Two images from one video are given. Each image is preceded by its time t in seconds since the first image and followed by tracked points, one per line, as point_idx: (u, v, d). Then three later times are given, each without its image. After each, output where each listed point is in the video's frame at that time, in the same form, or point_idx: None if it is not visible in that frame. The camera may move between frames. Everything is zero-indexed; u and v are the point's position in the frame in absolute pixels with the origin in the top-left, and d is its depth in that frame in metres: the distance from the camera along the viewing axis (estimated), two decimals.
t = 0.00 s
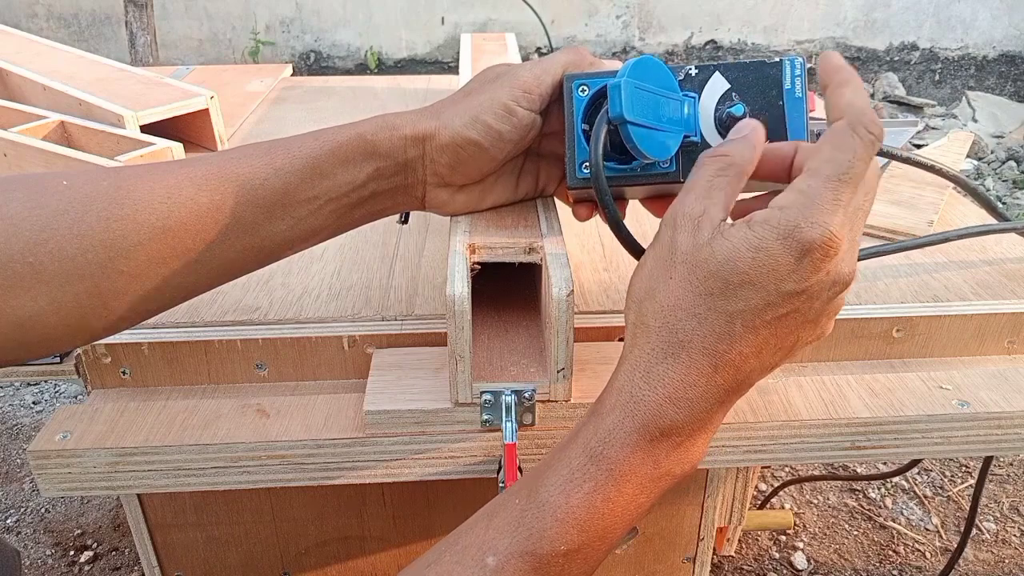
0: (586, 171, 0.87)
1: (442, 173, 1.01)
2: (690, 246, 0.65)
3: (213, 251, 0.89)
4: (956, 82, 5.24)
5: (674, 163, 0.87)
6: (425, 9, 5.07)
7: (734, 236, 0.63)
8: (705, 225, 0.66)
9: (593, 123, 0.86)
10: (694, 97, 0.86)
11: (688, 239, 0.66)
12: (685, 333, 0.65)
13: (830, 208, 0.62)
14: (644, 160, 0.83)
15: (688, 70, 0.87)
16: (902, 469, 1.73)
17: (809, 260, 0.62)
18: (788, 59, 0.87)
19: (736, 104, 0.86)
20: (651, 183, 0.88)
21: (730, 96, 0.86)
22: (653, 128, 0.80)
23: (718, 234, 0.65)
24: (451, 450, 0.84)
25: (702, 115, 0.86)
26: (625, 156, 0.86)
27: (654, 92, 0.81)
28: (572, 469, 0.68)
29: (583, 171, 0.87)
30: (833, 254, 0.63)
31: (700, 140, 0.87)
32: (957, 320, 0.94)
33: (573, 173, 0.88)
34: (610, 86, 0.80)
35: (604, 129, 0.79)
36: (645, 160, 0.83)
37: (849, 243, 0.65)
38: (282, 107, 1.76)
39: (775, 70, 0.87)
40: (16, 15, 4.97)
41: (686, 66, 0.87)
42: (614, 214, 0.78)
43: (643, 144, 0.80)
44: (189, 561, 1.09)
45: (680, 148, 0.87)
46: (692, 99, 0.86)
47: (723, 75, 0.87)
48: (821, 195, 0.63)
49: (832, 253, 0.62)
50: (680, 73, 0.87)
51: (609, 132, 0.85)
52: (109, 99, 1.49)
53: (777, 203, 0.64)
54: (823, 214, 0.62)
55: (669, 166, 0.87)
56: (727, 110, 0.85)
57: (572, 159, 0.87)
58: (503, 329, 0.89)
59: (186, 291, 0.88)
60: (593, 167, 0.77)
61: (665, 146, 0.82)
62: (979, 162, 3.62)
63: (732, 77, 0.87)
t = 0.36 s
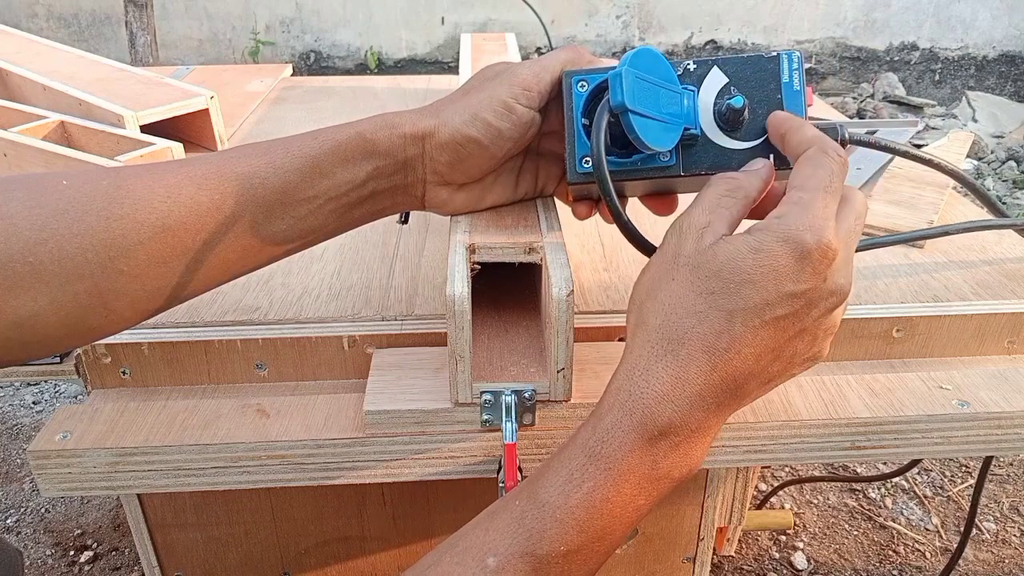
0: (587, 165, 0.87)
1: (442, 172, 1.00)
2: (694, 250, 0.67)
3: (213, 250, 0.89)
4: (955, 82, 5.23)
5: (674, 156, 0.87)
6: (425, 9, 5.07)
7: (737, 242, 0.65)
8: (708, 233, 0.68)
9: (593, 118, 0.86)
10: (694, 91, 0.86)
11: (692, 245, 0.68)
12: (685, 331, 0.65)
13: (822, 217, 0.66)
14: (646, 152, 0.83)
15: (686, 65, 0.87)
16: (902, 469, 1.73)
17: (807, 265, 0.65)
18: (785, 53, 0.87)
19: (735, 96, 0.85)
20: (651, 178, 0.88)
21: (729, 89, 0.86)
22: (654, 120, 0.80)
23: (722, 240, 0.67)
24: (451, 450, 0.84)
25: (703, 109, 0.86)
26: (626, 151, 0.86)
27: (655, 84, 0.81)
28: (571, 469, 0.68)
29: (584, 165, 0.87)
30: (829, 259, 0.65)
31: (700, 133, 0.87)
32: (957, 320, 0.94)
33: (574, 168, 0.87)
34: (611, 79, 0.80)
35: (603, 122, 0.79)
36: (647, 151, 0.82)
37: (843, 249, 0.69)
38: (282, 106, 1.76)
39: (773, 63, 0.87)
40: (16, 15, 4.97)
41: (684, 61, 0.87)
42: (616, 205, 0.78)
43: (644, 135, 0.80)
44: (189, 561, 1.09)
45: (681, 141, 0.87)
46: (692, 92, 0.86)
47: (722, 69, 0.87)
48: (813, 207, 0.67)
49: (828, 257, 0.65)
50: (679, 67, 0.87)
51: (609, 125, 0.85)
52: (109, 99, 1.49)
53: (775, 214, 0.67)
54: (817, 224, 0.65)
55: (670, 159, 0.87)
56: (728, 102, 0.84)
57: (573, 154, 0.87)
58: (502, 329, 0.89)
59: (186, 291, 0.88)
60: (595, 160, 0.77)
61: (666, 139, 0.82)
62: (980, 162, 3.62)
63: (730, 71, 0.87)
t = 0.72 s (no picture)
0: (587, 165, 0.87)
1: (442, 172, 1.00)
2: (695, 250, 0.67)
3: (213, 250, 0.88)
4: (956, 82, 5.23)
5: (674, 157, 0.87)
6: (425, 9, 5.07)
7: (739, 243, 0.65)
8: (709, 234, 0.68)
9: (593, 118, 0.86)
10: (694, 91, 0.86)
11: (693, 246, 0.68)
12: (687, 332, 0.65)
13: (823, 217, 0.66)
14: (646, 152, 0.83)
15: (687, 65, 0.87)
16: (902, 469, 1.73)
17: (809, 265, 0.64)
18: (786, 54, 0.87)
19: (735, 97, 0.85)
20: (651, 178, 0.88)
21: (729, 90, 0.86)
22: (654, 120, 0.80)
23: (723, 241, 0.67)
24: (451, 450, 0.84)
25: (703, 109, 0.86)
26: (626, 151, 0.86)
27: (655, 84, 0.81)
28: (573, 470, 0.68)
29: (584, 166, 0.87)
30: (832, 259, 0.65)
31: (700, 134, 0.87)
32: (957, 320, 0.94)
33: (574, 168, 0.88)
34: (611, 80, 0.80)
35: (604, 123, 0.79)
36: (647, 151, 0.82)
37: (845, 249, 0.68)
38: (282, 106, 1.76)
39: (774, 64, 0.87)
40: (16, 15, 4.97)
41: (684, 61, 0.87)
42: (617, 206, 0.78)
43: (644, 136, 0.80)
44: (189, 562, 1.09)
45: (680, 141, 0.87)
46: (692, 93, 0.86)
47: (722, 70, 0.87)
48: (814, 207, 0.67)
49: (831, 257, 0.65)
50: (679, 68, 0.87)
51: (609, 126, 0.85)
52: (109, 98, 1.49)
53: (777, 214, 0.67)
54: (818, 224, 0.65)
55: (670, 160, 0.87)
56: (728, 102, 0.84)
57: (573, 155, 0.87)
58: (502, 329, 0.89)
59: (186, 291, 0.88)
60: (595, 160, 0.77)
61: (666, 139, 0.82)
62: (979, 162, 3.62)
63: (730, 71, 0.87)
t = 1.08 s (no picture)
0: (586, 166, 0.87)
1: (442, 172, 1.00)
2: (660, 221, 0.65)
3: (214, 250, 0.88)
4: (955, 82, 5.23)
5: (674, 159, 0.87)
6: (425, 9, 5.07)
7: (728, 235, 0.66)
8: (679, 200, 0.65)
9: (593, 120, 0.86)
10: (694, 92, 0.86)
11: (660, 216, 0.66)
12: (653, 312, 0.64)
13: (796, 169, 0.61)
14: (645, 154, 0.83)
15: (687, 67, 0.87)
16: (902, 469, 1.73)
17: (775, 225, 0.60)
18: (787, 55, 0.87)
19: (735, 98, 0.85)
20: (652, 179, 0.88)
21: (730, 91, 0.86)
22: (653, 121, 0.80)
23: (690, 208, 0.64)
24: (451, 450, 0.84)
25: (702, 110, 0.86)
26: (626, 152, 0.87)
27: (655, 86, 0.81)
28: (545, 458, 0.68)
29: (583, 167, 0.87)
30: (806, 216, 0.60)
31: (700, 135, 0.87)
32: (957, 320, 0.94)
33: (573, 169, 0.88)
34: (610, 81, 0.80)
35: (604, 125, 0.79)
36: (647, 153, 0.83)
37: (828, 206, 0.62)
38: (282, 107, 1.76)
39: (774, 66, 0.87)
40: (16, 15, 4.97)
41: (685, 62, 0.87)
42: (616, 205, 0.79)
43: (644, 137, 0.80)
44: (189, 562, 1.09)
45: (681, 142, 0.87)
46: (692, 94, 0.86)
47: (722, 71, 0.87)
48: (790, 158, 0.61)
49: (803, 214, 0.60)
50: (680, 69, 0.87)
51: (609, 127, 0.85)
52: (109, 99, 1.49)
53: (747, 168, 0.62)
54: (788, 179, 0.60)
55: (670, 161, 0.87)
56: (728, 104, 0.85)
57: (573, 156, 0.87)
58: (502, 329, 0.89)
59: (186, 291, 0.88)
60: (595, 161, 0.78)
61: (666, 141, 0.82)
62: (980, 162, 3.62)
63: (730, 72, 0.87)
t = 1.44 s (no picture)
0: (585, 169, 0.87)
1: (442, 173, 1.00)
2: (662, 232, 0.67)
3: (213, 250, 0.88)
4: (955, 82, 5.23)
5: (674, 160, 0.87)
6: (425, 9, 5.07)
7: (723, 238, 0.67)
8: (678, 214, 0.68)
9: (592, 122, 0.86)
10: (694, 94, 0.86)
11: (661, 228, 0.68)
12: (659, 315, 0.65)
13: (788, 180, 0.65)
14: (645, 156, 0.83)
15: (688, 68, 0.88)
16: (902, 469, 1.73)
17: (773, 232, 0.63)
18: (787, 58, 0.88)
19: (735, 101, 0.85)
20: (652, 182, 0.88)
21: (730, 93, 0.86)
22: (653, 124, 0.80)
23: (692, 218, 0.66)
24: (451, 450, 0.84)
25: (702, 112, 0.86)
26: (626, 154, 0.86)
27: (655, 89, 0.81)
28: (553, 460, 0.68)
29: (583, 169, 0.87)
30: (801, 225, 0.64)
31: (700, 138, 0.87)
32: (957, 320, 0.94)
33: (572, 171, 0.88)
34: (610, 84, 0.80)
35: (604, 127, 0.79)
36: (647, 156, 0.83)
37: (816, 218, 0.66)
38: (282, 107, 1.76)
39: (775, 68, 0.87)
40: (16, 15, 4.97)
41: (685, 64, 0.87)
42: (615, 209, 0.79)
43: (644, 140, 0.80)
44: (189, 562, 1.09)
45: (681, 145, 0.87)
46: (692, 96, 0.86)
47: (723, 73, 0.87)
48: (782, 172, 0.66)
49: (800, 223, 0.63)
50: (680, 71, 0.88)
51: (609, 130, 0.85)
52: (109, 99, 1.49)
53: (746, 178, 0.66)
54: (786, 189, 0.64)
55: (668, 163, 0.86)
56: (728, 106, 0.84)
57: (572, 158, 0.87)
58: (503, 329, 0.89)
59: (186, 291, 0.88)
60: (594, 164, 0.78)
61: (665, 144, 0.82)
62: (979, 162, 3.61)
63: (731, 75, 0.87)
